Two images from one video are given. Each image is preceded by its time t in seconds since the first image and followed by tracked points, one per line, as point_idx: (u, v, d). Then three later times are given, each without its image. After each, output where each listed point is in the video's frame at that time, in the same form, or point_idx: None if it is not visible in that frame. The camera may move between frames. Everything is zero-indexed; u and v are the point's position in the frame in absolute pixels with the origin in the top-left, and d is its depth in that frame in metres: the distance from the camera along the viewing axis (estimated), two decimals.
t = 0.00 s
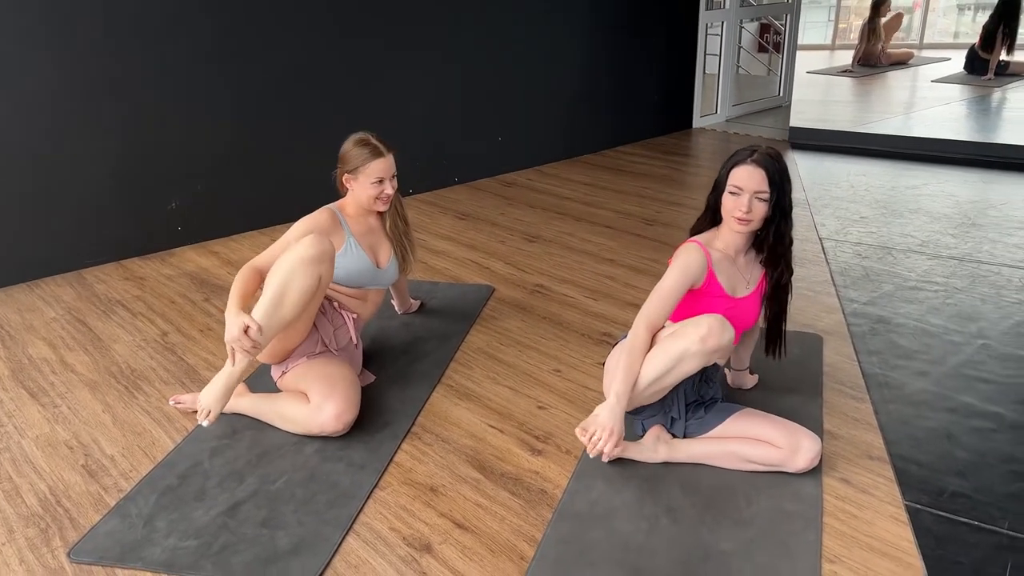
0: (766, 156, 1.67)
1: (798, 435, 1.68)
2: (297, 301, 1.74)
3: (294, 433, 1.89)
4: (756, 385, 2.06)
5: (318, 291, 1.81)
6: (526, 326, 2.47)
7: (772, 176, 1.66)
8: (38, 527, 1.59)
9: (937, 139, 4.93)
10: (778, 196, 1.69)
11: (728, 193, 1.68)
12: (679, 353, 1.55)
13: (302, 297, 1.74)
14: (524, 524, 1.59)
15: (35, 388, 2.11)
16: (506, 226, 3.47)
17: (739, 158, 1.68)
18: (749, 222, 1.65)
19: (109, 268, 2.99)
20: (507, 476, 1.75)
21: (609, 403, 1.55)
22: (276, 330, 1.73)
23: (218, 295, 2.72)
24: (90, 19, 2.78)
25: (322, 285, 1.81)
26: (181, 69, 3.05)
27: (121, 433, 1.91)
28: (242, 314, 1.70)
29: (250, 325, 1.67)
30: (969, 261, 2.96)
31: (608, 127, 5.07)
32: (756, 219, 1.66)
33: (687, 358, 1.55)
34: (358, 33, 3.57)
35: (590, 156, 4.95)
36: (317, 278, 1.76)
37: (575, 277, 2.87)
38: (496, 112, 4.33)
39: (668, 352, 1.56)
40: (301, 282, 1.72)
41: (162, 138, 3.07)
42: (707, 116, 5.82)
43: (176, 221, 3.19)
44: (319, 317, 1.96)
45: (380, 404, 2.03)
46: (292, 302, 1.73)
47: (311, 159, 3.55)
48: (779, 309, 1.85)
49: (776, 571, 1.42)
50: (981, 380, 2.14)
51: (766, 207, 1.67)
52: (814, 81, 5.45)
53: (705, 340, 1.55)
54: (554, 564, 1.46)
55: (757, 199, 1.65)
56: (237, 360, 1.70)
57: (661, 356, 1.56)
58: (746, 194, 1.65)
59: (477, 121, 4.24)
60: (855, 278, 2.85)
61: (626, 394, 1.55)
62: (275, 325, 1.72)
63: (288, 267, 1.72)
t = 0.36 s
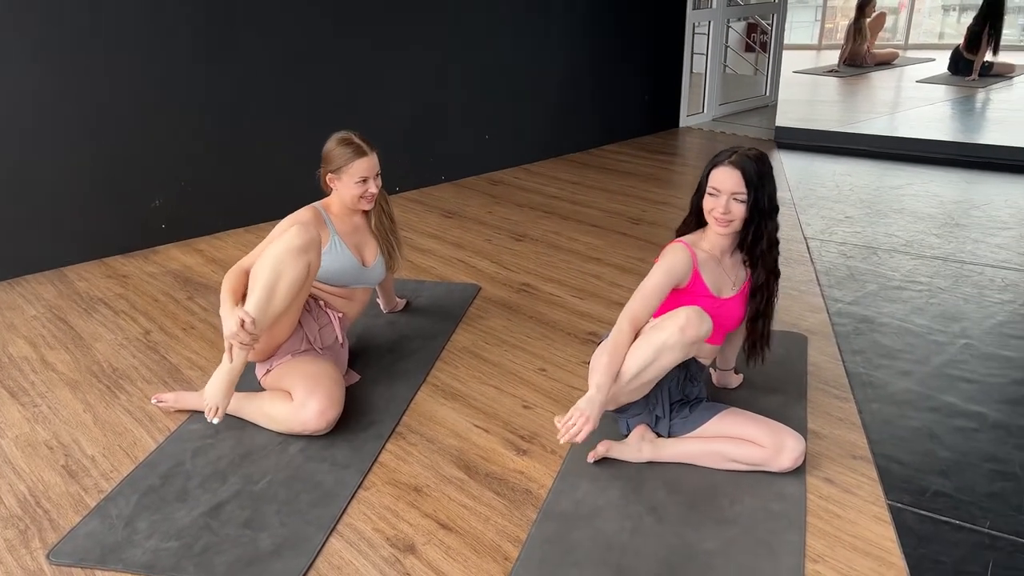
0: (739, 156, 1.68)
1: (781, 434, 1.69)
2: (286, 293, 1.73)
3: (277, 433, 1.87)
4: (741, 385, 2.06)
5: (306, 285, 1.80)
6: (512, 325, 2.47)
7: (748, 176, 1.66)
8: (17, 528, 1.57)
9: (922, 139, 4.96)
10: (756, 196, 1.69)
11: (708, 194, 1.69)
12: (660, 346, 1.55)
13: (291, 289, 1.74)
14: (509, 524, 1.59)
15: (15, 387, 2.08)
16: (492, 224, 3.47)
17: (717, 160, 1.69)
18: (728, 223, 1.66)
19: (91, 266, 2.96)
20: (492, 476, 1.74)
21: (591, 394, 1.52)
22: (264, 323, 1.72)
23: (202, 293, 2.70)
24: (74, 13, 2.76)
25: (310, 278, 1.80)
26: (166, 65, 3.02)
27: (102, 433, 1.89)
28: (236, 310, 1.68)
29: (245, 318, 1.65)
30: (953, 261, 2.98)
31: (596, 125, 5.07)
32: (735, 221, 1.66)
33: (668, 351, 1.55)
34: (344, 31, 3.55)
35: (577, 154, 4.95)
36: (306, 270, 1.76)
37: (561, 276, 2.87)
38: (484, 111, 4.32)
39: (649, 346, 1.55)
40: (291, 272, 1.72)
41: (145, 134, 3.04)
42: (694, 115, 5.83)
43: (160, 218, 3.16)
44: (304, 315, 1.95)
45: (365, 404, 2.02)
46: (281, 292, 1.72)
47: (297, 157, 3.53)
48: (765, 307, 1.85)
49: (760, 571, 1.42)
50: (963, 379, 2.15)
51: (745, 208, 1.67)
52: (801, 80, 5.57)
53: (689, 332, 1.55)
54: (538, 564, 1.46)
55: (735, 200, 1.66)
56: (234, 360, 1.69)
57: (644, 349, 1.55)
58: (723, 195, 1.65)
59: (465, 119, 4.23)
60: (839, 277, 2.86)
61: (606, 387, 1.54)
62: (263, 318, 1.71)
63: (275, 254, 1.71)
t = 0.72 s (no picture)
0: (726, 159, 1.68)
1: (769, 436, 1.68)
2: (280, 295, 1.72)
3: (264, 433, 1.86)
4: (728, 385, 2.07)
5: (299, 286, 1.79)
6: (501, 325, 2.47)
7: (734, 177, 1.66)
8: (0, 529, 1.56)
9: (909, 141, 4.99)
10: (742, 195, 1.67)
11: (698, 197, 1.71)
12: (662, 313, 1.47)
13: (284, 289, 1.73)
14: (497, 524, 1.59)
15: None
16: (481, 224, 3.46)
17: (707, 163, 1.70)
18: (716, 224, 1.68)
19: (77, 265, 2.94)
20: (479, 476, 1.74)
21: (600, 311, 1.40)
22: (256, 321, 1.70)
23: (189, 292, 2.68)
24: (61, 10, 2.73)
25: (303, 281, 1.80)
26: (150, 63, 3.00)
27: (87, 432, 1.88)
28: (229, 309, 1.67)
29: (238, 318, 1.64)
30: (939, 262, 3.00)
31: (585, 125, 5.08)
32: (723, 221, 1.68)
33: (667, 322, 1.48)
34: (331, 29, 3.53)
35: (567, 154, 4.95)
36: (300, 272, 1.75)
37: (550, 276, 2.87)
38: (473, 110, 4.32)
39: (656, 309, 1.47)
40: (285, 274, 1.71)
41: (132, 132, 3.02)
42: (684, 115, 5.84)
43: (147, 217, 3.14)
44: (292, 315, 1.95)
45: (352, 404, 2.01)
46: (275, 292, 1.71)
47: (284, 156, 3.51)
48: (762, 307, 1.84)
49: (746, 571, 1.43)
50: (949, 380, 2.17)
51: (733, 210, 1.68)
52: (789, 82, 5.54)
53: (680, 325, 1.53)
54: (525, 564, 1.46)
55: (722, 201, 1.67)
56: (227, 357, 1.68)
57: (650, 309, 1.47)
58: (710, 196, 1.68)
59: (453, 118, 4.22)
60: (827, 278, 2.87)
61: (615, 318, 1.43)
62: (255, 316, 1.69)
63: (269, 256, 1.69)
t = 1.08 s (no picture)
0: (724, 158, 1.70)
1: (759, 440, 1.68)
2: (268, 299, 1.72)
3: (254, 434, 1.86)
4: (719, 387, 2.08)
5: (289, 287, 1.78)
6: (493, 327, 2.47)
7: (722, 174, 1.68)
8: None
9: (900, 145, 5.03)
10: (726, 191, 1.67)
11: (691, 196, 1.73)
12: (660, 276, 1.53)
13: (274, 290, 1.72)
14: (487, 526, 1.59)
15: None
16: (474, 226, 3.46)
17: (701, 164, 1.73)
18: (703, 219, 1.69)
19: (67, 265, 2.93)
20: (470, 478, 1.75)
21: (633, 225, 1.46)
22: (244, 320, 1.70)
23: (180, 293, 2.68)
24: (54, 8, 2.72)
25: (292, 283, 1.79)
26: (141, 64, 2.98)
27: (76, 434, 1.87)
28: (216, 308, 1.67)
29: (225, 317, 1.64)
30: (929, 265, 3.02)
31: (577, 127, 5.09)
32: (709, 216, 1.69)
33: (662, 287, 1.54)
34: (324, 30, 3.52)
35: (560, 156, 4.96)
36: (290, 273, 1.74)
37: (542, 278, 2.87)
38: (465, 111, 4.32)
39: (657, 272, 1.53)
40: (274, 276, 1.70)
41: (126, 132, 3.01)
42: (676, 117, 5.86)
43: (138, 217, 3.13)
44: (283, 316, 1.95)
45: (344, 406, 2.01)
46: (265, 294, 1.70)
47: (277, 157, 3.51)
48: (765, 309, 1.82)
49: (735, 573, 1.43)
50: (937, 383, 2.18)
51: (721, 206, 1.68)
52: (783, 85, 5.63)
53: (661, 304, 1.59)
54: (515, 566, 1.46)
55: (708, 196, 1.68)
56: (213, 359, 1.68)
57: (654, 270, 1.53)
58: (698, 192, 1.69)
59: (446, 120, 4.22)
60: (817, 281, 2.89)
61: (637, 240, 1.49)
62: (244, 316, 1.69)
63: (258, 258, 1.69)
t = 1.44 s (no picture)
0: (718, 161, 1.72)
1: (754, 443, 1.69)
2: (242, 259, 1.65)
3: (250, 435, 1.86)
4: (714, 390, 2.08)
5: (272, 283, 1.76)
6: (489, 329, 2.47)
7: (714, 177, 1.70)
8: None
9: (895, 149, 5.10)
10: (717, 195, 1.69)
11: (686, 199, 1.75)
12: (643, 263, 1.54)
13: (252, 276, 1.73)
14: (482, 528, 1.59)
15: None
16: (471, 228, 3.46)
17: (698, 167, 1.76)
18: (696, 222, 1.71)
19: (64, 265, 2.92)
20: (465, 479, 1.75)
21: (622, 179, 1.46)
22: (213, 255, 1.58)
23: (176, 294, 2.67)
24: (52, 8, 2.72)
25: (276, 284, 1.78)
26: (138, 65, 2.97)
27: (72, 434, 1.86)
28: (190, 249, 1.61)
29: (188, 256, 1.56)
30: (924, 268, 3.02)
31: (574, 128, 5.09)
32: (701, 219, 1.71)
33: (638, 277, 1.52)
34: (321, 31, 3.52)
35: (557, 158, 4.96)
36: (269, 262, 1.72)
37: (539, 280, 2.87)
38: (463, 113, 4.32)
39: (642, 258, 1.53)
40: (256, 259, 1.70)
41: (124, 133, 3.01)
42: (672, 120, 5.85)
43: (135, 218, 3.13)
44: (278, 316, 1.94)
45: (339, 407, 2.01)
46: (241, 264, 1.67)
47: (275, 157, 3.51)
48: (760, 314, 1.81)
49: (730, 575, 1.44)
50: (932, 386, 2.18)
51: (712, 209, 1.70)
52: (779, 87, 5.58)
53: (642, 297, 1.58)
54: (510, 568, 1.46)
55: (701, 199, 1.70)
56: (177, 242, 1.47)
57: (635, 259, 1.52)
58: (692, 195, 1.72)
59: (443, 122, 4.22)
60: (813, 284, 2.89)
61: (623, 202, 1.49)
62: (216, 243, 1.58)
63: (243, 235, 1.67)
